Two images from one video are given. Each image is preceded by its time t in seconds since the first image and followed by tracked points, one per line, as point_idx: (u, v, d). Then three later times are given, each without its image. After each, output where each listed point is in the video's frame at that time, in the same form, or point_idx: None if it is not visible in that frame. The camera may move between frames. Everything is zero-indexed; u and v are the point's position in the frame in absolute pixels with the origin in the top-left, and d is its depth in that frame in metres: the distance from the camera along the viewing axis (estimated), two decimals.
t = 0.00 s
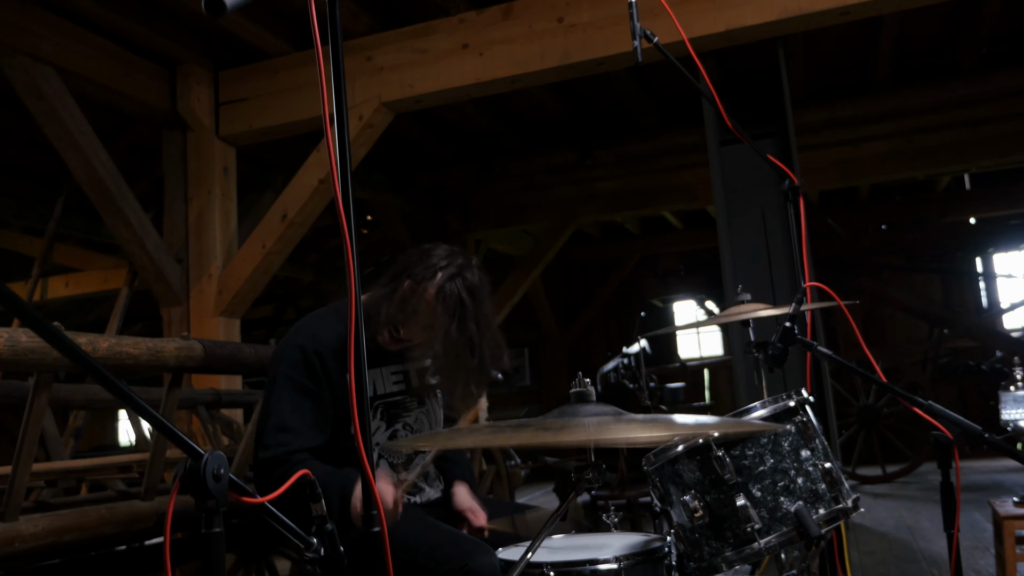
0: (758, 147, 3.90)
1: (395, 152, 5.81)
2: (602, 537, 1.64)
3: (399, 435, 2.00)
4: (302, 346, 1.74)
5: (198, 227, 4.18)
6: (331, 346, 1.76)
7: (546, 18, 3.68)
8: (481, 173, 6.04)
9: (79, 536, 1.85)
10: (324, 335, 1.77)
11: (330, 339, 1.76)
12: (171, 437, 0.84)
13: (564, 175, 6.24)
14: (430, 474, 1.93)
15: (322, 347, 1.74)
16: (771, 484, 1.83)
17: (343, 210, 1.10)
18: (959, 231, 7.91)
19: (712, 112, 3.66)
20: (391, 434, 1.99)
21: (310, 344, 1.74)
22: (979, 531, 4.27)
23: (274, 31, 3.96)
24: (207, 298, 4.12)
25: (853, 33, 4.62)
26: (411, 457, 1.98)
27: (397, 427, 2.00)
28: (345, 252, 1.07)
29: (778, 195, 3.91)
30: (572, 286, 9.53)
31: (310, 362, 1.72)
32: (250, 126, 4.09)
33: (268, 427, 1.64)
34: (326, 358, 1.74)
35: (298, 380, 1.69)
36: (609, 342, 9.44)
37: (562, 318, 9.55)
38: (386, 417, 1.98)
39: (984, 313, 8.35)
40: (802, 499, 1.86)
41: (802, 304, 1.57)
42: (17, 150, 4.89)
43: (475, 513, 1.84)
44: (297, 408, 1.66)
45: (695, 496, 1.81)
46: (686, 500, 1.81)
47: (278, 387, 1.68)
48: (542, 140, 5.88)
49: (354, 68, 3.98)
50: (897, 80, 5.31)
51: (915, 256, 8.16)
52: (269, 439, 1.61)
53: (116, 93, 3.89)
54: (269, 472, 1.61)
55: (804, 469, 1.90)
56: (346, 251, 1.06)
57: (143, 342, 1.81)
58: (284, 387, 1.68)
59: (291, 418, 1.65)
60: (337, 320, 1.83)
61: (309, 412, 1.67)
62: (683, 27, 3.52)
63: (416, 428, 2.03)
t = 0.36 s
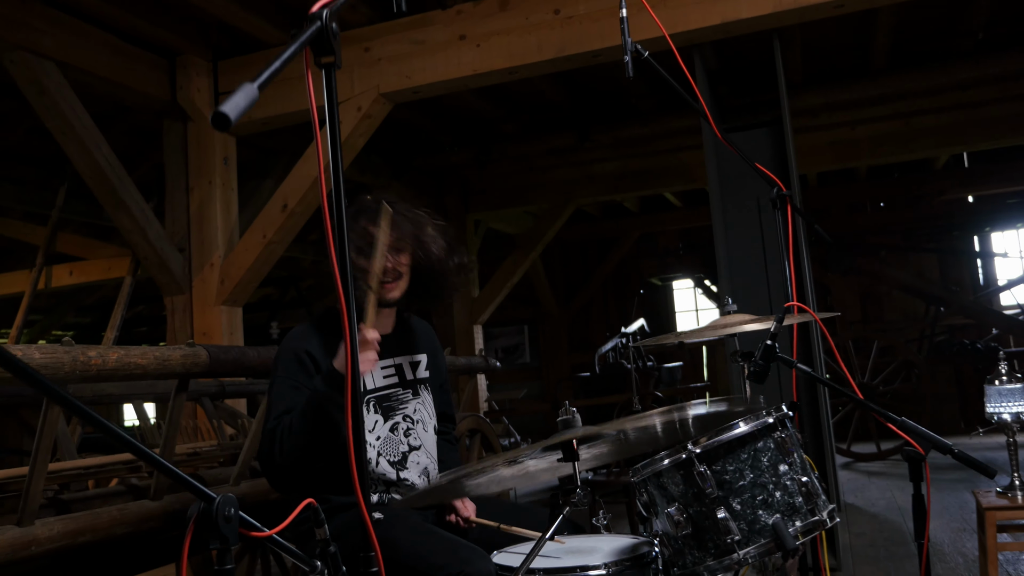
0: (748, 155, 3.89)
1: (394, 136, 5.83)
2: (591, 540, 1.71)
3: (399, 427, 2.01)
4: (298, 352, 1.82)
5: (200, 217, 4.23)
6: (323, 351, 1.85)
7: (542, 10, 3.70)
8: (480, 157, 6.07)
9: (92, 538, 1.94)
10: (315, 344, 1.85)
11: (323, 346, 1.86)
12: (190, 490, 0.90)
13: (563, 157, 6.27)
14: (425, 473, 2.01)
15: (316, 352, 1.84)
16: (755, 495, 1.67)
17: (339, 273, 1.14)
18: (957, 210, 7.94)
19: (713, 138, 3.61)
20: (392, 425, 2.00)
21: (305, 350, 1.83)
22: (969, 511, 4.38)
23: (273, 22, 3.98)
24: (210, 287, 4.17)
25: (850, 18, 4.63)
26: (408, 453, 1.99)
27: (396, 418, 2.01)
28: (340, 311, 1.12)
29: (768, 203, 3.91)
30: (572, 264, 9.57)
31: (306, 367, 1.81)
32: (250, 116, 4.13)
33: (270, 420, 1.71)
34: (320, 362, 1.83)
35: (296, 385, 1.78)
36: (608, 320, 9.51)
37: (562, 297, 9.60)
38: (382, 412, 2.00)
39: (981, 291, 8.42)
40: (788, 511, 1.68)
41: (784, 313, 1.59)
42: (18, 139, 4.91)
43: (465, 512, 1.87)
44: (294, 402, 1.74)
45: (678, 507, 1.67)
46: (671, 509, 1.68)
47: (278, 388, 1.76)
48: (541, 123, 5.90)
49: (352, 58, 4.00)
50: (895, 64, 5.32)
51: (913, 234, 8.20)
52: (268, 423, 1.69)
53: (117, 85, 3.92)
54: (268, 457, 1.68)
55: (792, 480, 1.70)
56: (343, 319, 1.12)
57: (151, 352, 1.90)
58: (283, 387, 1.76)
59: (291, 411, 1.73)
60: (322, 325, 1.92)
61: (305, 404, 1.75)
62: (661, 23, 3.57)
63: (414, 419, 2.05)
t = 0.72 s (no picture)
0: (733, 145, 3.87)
1: (392, 112, 5.86)
2: (580, 521, 1.78)
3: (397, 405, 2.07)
4: (301, 344, 1.87)
5: (199, 197, 4.28)
6: (327, 342, 1.89)
7: None
8: (477, 133, 6.11)
9: (102, 518, 2.05)
10: (319, 336, 1.89)
11: (326, 338, 1.90)
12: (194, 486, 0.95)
13: (560, 133, 6.31)
14: (421, 450, 2.09)
15: (319, 344, 1.88)
16: (736, 483, 1.61)
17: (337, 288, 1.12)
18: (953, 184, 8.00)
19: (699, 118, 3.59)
20: (392, 403, 2.07)
21: (308, 342, 1.87)
22: (954, 483, 4.48)
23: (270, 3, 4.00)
24: (210, 267, 4.23)
25: None
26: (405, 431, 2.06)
27: (395, 396, 2.07)
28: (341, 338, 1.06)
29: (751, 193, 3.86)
30: (569, 236, 9.62)
31: (308, 359, 1.85)
32: (248, 96, 4.16)
33: (272, 416, 1.79)
34: (324, 353, 1.87)
35: (297, 375, 1.83)
36: (606, 292, 9.58)
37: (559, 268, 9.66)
38: (379, 390, 2.04)
39: (974, 264, 8.50)
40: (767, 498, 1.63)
41: (767, 305, 1.64)
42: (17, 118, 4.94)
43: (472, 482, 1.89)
44: (297, 395, 1.81)
45: (660, 493, 1.62)
46: (654, 495, 1.64)
47: (281, 380, 1.82)
48: (538, 99, 5.93)
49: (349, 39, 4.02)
50: (890, 42, 5.36)
51: (908, 207, 8.25)
52: (273, 431, 1.77)
53: (116, 66, 3.95)
54: (272, 457, 1.77)
55: (769, 468, 1.65)
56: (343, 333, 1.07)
57: (157, 340, 1.97)
58: (284, 377, 1.82)
59: (292, 408, 1.80)
60: (324, 315, 1.97)
61: (306, 400, 1.81)
62: (651, 6, 3.61)
63: (409, 398, 2.11)
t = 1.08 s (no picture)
0: (726, 125, 3.90)
1: (391, 83, 5.88)
2: (576, 487, 1.85)
3: (395, 388, 2.16)
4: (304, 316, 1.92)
5: (201, 169, 4.32)
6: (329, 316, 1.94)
7: None
8: (476, 105, 6.13)
9: (118, 483, 2.16)
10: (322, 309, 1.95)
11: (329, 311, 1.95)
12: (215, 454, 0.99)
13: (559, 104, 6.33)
14: (420, 427, 2.18)
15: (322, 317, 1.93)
16: (724, 451, 1.63)
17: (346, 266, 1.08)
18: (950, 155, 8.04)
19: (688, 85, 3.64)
20: (390, 386, 2.16)
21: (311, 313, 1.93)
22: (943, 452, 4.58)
23: None
24: (212, 239, 4.29)
25: None
26: (401, 412, 2.14)
27: (393, 379, 2.16)
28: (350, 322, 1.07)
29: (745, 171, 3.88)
30: (568, 207, 9.64)
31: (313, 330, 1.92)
32: (249, 70, 4.19)
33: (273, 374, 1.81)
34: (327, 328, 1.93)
35: (302, 345, 1.89)
36: (604, 263, 9.63)
37: (558, 238, 9.71)
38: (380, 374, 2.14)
39: (970, 235, 8.56)
40: (753, 467, 1.66)
41: (752, 283, 1.70)
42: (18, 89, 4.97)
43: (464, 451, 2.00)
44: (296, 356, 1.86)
45: (651, 460, 1.65)
46: (645, 462, 1.67)
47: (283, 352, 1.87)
48: (536, 71, 5.95)
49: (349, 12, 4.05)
50: (888, 15, 5.37)
51: (905, 178, 8.28)
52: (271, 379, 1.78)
53: (117, 40, 3.97)
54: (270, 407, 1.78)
55: (755, 437, 1.67)
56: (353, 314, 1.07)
57: (167, 313, 2.04)
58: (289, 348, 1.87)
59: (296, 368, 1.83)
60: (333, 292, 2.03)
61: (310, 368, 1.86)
62: None
63: (410, 380, 2.19)
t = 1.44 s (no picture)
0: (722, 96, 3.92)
1: (389, 50, 5.87)
2: (575, 448, 1.93)
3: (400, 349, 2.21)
4: (316, 286, 2.00)
5: (202, 137, 4.34)
6: (339, 285, 2.03)
7: None
8: (475, 72, 6.13)
9: (130, 445, 2.22)
10: (333, 278, 2.03)
11: (340, 281, 2.04)
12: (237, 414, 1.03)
13: (558, 71, 6.34)
14: (429, 387, 2.23)
15: (333, 287, 2.02)
16: (716, 413, 1.69)
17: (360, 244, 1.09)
18: (947, 123, 8.05)
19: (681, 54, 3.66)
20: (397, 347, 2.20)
21: (323, 283, 2.01)
22: (933, 417, 4.66)
23: None
24: (214, 206, 4.32)
25: None
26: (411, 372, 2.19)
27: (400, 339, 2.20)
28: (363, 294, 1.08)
29: (742, 141, 3.91)
30: (566, 174, 9.66)
31: (323, 297, 1.99)
32: (248, 37, 4.20)
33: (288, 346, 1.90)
34: (336, 297, 2.01)
35: (315, 315, 1.96)
36: (601, 231, 9.67)
37: (555, 205, 9.72)
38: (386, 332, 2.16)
39: (965, 203, 8.61)
40: (743, 428, 1.72)
41: (745, 252, 1.75)
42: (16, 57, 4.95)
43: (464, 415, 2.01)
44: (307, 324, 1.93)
45: (647, 422, 1.69)
46: (640, 424, 1.71)
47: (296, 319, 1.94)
48: (534, 38, 5.96)
49: None
50: None
51: (902, 146, 8.30)
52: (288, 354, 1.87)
53: (116, 7, 3.97)
54: (286, 383, 1.89)
55: (747, 399, 1.74)
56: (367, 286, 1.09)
57: (175, 280, 2.09)
58: (301, 315, 1.95)
59: (308, 335, 1.90)
60: (341, 257, 2.10)
61: (319, 333, 1.93)
62: None
63: (417, 340, 2.23)
